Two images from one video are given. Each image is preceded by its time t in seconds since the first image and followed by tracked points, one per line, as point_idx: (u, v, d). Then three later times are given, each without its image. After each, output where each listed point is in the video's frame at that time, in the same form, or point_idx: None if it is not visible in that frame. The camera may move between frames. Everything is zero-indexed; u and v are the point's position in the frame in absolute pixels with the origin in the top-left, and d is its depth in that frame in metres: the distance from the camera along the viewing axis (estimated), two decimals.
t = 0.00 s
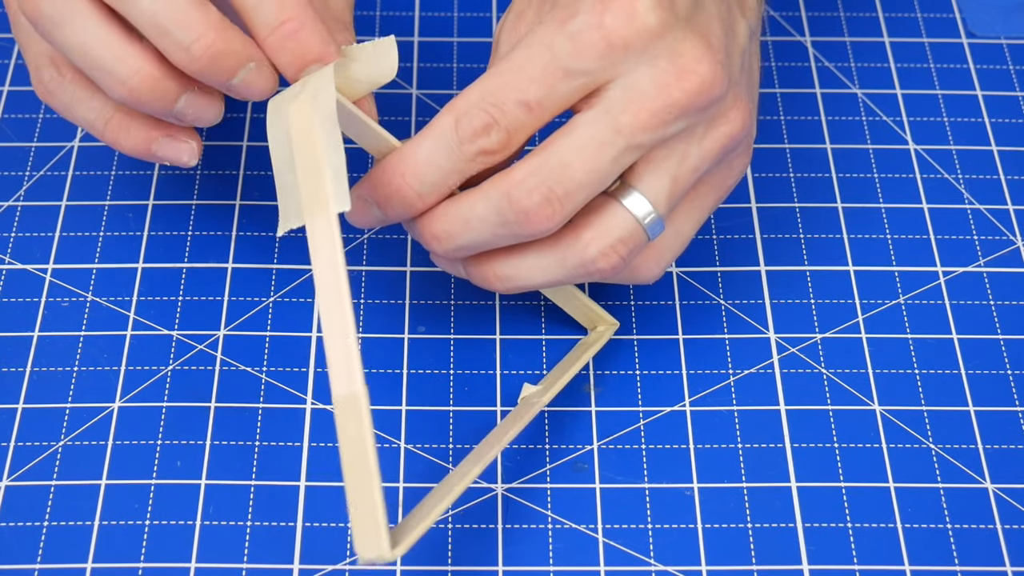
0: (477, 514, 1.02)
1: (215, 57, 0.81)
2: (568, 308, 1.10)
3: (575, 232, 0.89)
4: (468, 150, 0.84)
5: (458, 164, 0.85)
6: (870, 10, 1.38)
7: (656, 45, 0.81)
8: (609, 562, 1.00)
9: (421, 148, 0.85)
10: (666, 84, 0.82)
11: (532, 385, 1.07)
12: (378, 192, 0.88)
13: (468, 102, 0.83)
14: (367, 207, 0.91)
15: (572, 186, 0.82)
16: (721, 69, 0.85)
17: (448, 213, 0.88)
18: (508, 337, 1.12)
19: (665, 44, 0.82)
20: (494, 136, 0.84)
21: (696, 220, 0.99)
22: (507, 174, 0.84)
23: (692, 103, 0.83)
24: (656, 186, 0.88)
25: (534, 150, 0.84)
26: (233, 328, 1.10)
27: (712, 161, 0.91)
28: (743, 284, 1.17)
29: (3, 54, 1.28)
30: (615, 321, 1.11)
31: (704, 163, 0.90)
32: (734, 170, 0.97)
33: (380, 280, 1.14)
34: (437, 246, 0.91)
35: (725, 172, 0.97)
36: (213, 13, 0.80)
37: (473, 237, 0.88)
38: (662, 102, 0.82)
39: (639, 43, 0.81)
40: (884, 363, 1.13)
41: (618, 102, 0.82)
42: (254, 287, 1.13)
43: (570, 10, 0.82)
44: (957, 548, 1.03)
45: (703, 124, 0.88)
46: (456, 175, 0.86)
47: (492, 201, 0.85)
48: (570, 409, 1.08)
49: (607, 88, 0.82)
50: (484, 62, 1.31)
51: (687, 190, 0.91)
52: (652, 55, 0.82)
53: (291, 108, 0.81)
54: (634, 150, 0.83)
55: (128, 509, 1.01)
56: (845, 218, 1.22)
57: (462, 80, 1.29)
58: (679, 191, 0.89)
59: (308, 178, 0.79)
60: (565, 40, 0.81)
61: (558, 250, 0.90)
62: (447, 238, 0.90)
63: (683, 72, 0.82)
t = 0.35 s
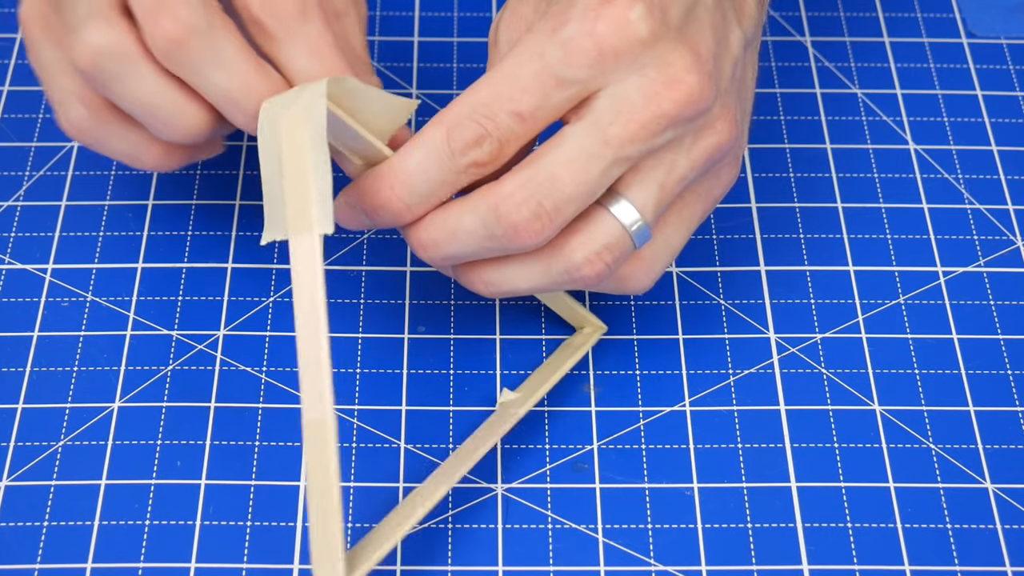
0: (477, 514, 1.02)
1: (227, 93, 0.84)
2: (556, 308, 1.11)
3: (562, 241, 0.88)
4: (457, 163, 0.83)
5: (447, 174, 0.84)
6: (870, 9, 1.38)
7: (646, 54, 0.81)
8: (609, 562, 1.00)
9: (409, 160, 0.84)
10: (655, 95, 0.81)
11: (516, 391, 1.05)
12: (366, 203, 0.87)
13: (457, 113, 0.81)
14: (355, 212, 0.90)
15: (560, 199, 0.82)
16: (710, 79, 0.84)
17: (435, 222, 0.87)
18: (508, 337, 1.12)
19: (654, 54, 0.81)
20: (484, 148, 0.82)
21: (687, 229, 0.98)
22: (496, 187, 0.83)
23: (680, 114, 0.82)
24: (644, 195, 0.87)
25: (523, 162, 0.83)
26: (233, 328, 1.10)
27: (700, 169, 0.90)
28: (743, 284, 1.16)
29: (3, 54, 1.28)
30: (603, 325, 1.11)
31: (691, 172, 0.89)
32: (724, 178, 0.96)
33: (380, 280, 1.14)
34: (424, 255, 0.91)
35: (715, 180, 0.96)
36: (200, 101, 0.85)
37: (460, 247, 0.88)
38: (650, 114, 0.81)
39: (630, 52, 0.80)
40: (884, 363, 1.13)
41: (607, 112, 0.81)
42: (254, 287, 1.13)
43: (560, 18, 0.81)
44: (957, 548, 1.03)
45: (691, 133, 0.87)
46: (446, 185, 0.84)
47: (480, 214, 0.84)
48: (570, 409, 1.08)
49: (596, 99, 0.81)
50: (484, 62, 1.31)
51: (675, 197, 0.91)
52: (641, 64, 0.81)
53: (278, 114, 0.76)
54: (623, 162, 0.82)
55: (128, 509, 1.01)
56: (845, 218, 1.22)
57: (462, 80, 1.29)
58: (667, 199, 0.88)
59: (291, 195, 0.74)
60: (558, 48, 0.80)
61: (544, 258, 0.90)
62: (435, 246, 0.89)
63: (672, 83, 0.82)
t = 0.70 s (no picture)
0: (477, 514, 1.02)
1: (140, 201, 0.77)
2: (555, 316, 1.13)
3: (578, 265, 0.90)
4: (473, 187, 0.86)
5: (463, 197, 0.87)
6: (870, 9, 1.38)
7: (652, 77, 0.84)
8: (609, 562, 1.00)
9: (427, 184, 0.87)
10: (663, 118, 0.84)
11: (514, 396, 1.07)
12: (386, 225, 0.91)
13: (472, 141, 0.85)
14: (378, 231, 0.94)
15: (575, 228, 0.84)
16: (714, 100, 0.87)
17: (454, 244, 0.91)
18: (508, 337, 1.12)
19: (660, 76, 0.84)
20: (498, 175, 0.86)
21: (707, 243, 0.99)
22: (512, 217, 0.86)
23: (688, 135, 0.85)
24: (657, 214, 0.89)
25: (537, 191, 0.86)
26: (233, 328, 1.10)
27: (710, 186, 0.92)
28: (743, 284, 1.17)
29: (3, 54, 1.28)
30: (631, 351, 1.10)
31: (702, 190, 0.91)
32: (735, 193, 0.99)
33: (380, 280, 1.14)
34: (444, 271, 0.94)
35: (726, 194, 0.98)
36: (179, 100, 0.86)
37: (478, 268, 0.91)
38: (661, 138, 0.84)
39: (637, 75, 0.83)
40: (884, 363, 1.13)
41: (618, 139, 0.83)
42: (254, 287, 1.13)
43: (573, 38, 0.84)
44: (957, 548, 1.03)
45: (701, 152, 0.89)
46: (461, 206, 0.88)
47: (496, 242, 0.88)
48: (570, 409, 1.08)
49: (604, 122, 0.84)
50: (484, 62, 1.31)
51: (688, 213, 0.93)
52: (648, 87, 0.84)
53: (295, 90, 0.92)
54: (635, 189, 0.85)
55: (128, 509, 1.01)
56: (845, 218, 1.22)
57: (462, 80, 1.29)
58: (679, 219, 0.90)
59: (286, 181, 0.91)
60: (570, 70, 0.83)
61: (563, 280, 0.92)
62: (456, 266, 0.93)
63: (679, 106, 0.85)
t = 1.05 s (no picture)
0: (477, 514, 1.02)
1: (294, 259, 0.89)
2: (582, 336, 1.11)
3: (579, 256, 0.92)
4: (515, 173, 0.84)
5: (496, 180, 0.85)
6: (870, 10, 1.38)
7: (695, 85, 0.84)
8: (609, 562, 1.00)
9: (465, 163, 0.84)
10: (696, 129, 0.85)
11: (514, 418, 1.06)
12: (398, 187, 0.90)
13: (528, 125, 0.82)
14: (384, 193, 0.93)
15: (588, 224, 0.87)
16: (747, 116, 0.88)
17: (457, 220, 0.91)
18: (508, 337, 1.12)
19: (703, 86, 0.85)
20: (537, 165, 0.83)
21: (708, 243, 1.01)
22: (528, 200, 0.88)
23: (715, 150, 0.86)
24: (665, 219, 0.91)
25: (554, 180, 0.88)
26: (233, 327, 1.10)
27: (720, 198, 0.94)
28: (743, 284, 1.17)
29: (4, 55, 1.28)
30: (644, 395, 1.07)
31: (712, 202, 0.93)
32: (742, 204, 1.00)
33: (380, 280, 1.14)
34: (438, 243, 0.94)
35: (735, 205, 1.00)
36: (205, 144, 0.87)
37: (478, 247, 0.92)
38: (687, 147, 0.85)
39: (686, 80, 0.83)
40: (884, 363, 1.13)
41: (647, 144, 0.85)
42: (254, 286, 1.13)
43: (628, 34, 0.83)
44: (957, 548, 1.03)
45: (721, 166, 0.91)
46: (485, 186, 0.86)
47: (503, 224, 0.89)
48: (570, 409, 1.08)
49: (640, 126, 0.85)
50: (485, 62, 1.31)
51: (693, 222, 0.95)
52: (691, 96, 0.84)
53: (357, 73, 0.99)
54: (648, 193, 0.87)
55: (128, 509, 1.01)
56: (845, 218, 1.22)
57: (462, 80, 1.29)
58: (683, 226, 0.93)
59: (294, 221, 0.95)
60: (629, 69, 0.82)
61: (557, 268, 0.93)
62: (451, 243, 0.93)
63: (714, 120, 0.85)
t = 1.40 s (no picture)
0: (477, 514, 1.02)
1: (315, 255, 0.91)
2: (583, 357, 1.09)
3: (578, 268, 0.93)
4: (511, 185, 0.85)
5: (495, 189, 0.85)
6: (870, 10, 1.38)
7: (700, 100, 0.85)
8: (609, 562, 1.00)
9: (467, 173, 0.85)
10: (702, 144, 0.85)
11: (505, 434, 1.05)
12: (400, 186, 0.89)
13: (528, 138, 0.82)
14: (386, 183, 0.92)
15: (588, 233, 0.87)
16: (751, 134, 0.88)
17: (461, 222, 0.90)
18: (508, 337, 1.12)
19: (709, 101, 0.85)
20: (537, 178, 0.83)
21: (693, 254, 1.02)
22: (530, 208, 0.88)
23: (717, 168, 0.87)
24: (663, 236, 0.92)
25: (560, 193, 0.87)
26: (233, 328, 1.10)
27: (715, 216, 0.95)
28: (743, 284, 1.17)
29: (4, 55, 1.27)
30: (634, 425, 1.05)
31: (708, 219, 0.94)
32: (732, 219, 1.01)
33: (380, 280, 1.14)
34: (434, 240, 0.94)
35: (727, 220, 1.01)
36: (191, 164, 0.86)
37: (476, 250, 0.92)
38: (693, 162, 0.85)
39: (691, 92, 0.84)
40: (884, 363, 1.13)
41: (654, 157, 0.85)
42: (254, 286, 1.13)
43: (637, 48, 0.84)
44: (957, 548, 1.03)
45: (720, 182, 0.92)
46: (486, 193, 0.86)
47: (507, 231, 0.89)
48: (570, 409, 1.08)
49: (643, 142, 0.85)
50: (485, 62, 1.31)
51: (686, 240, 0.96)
52: (697, 111, 0.85)
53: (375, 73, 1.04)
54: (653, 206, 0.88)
55: (128, 509, 1.01)
56: (845, 218, 1.22)
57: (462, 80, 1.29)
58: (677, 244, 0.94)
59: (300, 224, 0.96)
60: (632, 87, 0.82)
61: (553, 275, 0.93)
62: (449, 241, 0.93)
63: (721, 137, 0.85)
